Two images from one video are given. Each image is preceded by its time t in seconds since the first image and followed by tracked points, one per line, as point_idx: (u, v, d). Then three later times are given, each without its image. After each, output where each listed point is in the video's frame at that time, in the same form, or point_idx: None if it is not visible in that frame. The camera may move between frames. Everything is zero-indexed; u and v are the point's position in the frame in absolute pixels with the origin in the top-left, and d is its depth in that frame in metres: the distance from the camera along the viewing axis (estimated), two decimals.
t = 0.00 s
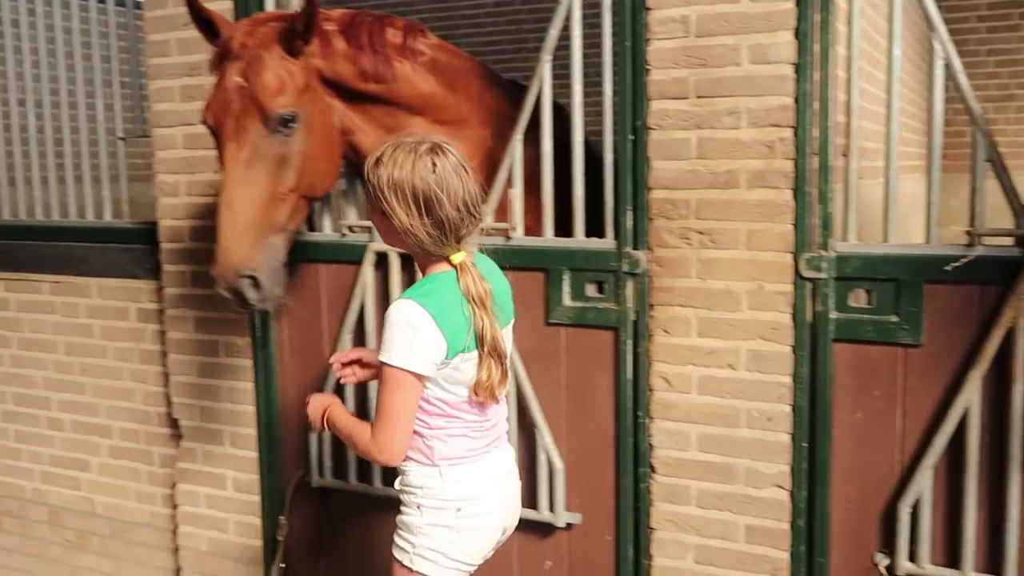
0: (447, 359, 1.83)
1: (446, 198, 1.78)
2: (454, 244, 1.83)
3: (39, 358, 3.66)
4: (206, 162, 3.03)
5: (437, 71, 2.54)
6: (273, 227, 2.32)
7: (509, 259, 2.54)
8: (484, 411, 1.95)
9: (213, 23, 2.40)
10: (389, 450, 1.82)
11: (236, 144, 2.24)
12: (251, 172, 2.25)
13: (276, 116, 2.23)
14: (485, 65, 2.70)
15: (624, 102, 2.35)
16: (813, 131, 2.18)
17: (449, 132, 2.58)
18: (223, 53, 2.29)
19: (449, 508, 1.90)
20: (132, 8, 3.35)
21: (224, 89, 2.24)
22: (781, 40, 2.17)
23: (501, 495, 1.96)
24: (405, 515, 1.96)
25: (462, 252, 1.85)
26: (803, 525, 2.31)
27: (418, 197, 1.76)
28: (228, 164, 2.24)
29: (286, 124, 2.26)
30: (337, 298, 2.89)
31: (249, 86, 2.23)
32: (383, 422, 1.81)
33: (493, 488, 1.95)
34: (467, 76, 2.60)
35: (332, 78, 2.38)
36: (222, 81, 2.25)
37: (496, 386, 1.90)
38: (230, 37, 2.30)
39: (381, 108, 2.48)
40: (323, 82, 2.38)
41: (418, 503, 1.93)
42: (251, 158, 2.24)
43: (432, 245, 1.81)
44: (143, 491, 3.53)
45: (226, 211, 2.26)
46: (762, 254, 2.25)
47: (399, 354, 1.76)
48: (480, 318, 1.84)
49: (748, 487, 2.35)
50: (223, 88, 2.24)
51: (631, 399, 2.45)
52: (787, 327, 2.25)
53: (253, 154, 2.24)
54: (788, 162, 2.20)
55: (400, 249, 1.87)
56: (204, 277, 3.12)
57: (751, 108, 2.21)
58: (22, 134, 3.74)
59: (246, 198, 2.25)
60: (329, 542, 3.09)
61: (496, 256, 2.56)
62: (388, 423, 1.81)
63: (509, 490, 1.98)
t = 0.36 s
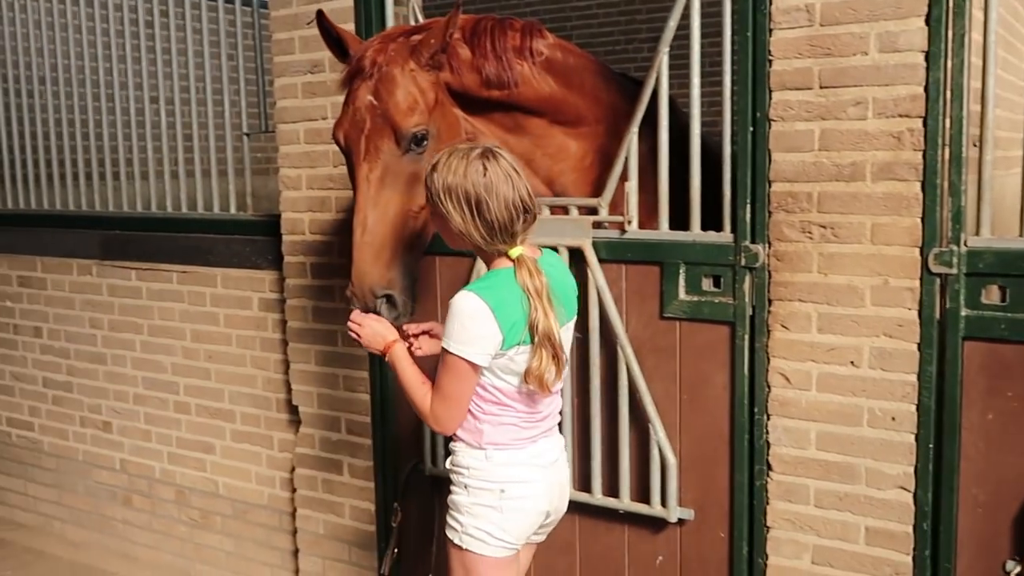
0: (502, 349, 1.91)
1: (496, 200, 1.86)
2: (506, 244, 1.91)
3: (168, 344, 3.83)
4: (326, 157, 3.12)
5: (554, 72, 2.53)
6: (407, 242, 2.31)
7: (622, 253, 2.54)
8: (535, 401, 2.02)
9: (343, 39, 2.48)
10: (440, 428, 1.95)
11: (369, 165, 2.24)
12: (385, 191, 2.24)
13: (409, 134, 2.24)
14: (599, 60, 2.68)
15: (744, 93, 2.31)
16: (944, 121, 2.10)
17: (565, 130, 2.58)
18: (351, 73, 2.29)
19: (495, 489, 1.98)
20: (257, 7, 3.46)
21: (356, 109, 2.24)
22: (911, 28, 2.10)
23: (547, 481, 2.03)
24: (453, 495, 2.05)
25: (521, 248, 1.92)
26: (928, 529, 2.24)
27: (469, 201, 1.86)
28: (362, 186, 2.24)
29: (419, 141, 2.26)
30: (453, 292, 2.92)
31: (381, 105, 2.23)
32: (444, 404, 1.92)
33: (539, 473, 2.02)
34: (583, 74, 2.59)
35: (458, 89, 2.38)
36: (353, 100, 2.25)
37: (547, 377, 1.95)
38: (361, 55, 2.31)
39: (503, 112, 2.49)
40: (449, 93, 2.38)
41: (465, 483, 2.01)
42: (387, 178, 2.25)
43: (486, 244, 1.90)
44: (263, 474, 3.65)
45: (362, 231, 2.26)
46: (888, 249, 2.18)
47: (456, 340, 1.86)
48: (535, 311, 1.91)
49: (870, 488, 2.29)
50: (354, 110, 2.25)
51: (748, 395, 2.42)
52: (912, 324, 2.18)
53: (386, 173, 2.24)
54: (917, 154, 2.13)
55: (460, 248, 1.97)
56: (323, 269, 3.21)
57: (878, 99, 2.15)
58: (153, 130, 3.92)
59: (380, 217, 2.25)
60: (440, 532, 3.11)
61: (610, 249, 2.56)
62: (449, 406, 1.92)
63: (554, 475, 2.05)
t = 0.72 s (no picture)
0: (560, 341, 2.01)
1: (552, 197, 1.98)
2: (560, 239, 2.03)
3: (249, 338, 3.92)
4: (403, 154, 3.16)
5: (632, 68, 2.52)
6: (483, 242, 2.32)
7: (699, 251, 2.51)
8: (583, 394, 2.12)
9: (421, 41, 2.49)
10: (499, 418, 2.03)
11: (445, 166, 2.25)
12: (462, 192, 2.25)
13: (485, 135, 2.24)
14: (677, 55, 2.66)
15: (824, 90, 2.27)
16: None
17: (642, 127, 2.57)
18: (428, 73, 2.31)
19: (541, 477, 2.08)
20: (337, 7, 3.52)
21: (433, 110, 2.26)
22: (1002, 20, 2.04)
23: (592, 472, 2.13)
24: (501, 480, 2.15)
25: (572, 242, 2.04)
26: (1015, 538, 2.17)
27: (527, 199, 1.97)
28: (438, 187, 2.25)
29: (495, 142, 2.26)
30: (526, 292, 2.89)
31: (457, 106, 2.24)
32: (502, 397, 2.02)
33: (583, 463, 2.11)
34: (660, 70, 2.57)
35: (533, 87, 2.38)
36: (430, 102, 2.27)
37: (603, 364, 2.06)
38: (437, 56, 2.32)
39: (579, 109, 2.49)
40: (525, 91, 2.38)
41: (513, 470, 2.11)
42: (462, 181, 2.25)
43: (540, 240, 2.02)
44: (339, 467, 3.71)
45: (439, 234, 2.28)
46: (975, 248, 2.12)
47: (515, 334, 1.97)
48: (590, 303, 2.02)
49: (954, 494, 2.23)
50: (431, 112, 2.26)
51: (827, 397, 2.38)
52: (1000, 326, 2.12)
53: (463, 174, 2.24)
54: (1007, 150, 2.06)
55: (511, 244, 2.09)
56: (399, 265, 3.26)
57: (967, 93, 2.09)
58: (235, 128, 4.01)
59: (456, 218, 2.26)
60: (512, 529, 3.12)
61: (686, 247, 2.53)
62: (507, 399, 2.02)
63: (598, 465, 2.14)
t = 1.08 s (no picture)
0: (589, 335, 2.06)
1: (583, 195, 2.01)
2: (591, 235, 2.07)
3: (297, 332, 3.97)
4: (450, 150, 3.18)
5: (679, 63, 2.50)
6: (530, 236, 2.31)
7: (746, 248, 2.49)
8: (612, 388, 2.14)
9: (467, 34, 2.49)
10: (527, 411, 2.09)
11: (490, 159, 2.26)
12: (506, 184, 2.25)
13: (529, 129, 2.24)
14: (726, 52, 2.63)
15: (876, 86, 2.24)
16: None
17: (691, 123, 2.54)
18: (472, 68, 2.32)
19: (573, 471, 2.11)
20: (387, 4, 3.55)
21: (477, 103, 2.26)
22: None
23: (623, 464, 2.16)
24: (534, 475, 2.18)
25: (603, 239, 2.08)
26: None
27: (558, 197, 2.01)
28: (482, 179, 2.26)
29: (539, 135, 2.26)
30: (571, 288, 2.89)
31: (502, 99, 2.25)
32: (531, 392, 2.07)
33: (614, 455, 2.14)
34: (708, 65, 2.55)
35: (579, 80, 2.39)
36: (475, 95, 2.28)
37: (632, 360, 2.09)
38: (482, 49, 2.33)
39: (625, 104, 2.48)
40: (571, 85, 2.38)
41: (545, 465, 2.15)
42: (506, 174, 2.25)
43: (571, 238, 2.05)
44: (384, 462, 3.74)
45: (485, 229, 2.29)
46: None
47: (545, 328, 2.02)
48: (620, 298, 2.06)
49: (1007, 498, 2.18)
50: (476, 105, 2.27)
51: (876, 398, 2.34)
52: None
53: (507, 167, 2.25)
54: None
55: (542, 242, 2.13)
56: (446, 261, 3.28)
57: None
58: (286, 125, 4.06)
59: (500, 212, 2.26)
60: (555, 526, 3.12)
61: (733, 244, 2.51)
62: (537, 394, 2.07)
63: (629, 456, 2.17)
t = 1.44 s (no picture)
0: (600, 331, 2.06)
1: (590, 192, 2.01)
2: (600, 233, 2.07)
3: (319, 330, 3.99)
4: (474, 149, 3.18)
5: (704, 64, 2.49)
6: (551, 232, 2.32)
7: (770, 248, 2.48)
8: (625, 385, 2.15)
9: (492, 35, 2.50)
10: (538, 409, 2.10)
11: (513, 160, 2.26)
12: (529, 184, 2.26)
13: (553, 129, 2.24)
14: (752, 51, 2.62)
15: (902, 85, 2.23)
16: None
17: (715, 123, 2.53)
18: (496, 69, 2.33)
19: (586, 468, 2.11)
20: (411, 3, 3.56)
21: (502, 104, 2.26)
22: None
23: (637, 461, 2.16)
24: (549, 473, 2.19)
25: (613, 235, 2.08)
26: None
27: (565, 196, 2.01)
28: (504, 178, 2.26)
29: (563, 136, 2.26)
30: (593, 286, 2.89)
31: (526, 100, 2.25)
32: (543, 390, 2.08)
33: (628, 452, 2.14)
34: (734, 65, 2.54)
35: (603, 81, 2.39)
36: (499, 96, 2.28)
37: (645, 356, 2.09)
38: (507, 50, 2.33)
39: (650, 105, 2.49)
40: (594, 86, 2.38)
41: (558, 462, 2.15)
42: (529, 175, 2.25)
43: (580, 236, 2.05)
44: (406, 459, 3.75)
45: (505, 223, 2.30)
46: None
47: (555, 324, 2.02)
48: (631, 294, 2.05)
49: None
50: (500, 106, 2.27)
51: (901, 400, 2.33)
52: None
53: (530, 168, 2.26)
54: None
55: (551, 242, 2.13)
56: (468, 260, 3.28)
57: None
58: (310, 123, 4.08)
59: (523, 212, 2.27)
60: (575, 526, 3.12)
61: (757, 244, 2.51)
62: (548, 392, 2.08)
63: (643, 453, 2.17)
